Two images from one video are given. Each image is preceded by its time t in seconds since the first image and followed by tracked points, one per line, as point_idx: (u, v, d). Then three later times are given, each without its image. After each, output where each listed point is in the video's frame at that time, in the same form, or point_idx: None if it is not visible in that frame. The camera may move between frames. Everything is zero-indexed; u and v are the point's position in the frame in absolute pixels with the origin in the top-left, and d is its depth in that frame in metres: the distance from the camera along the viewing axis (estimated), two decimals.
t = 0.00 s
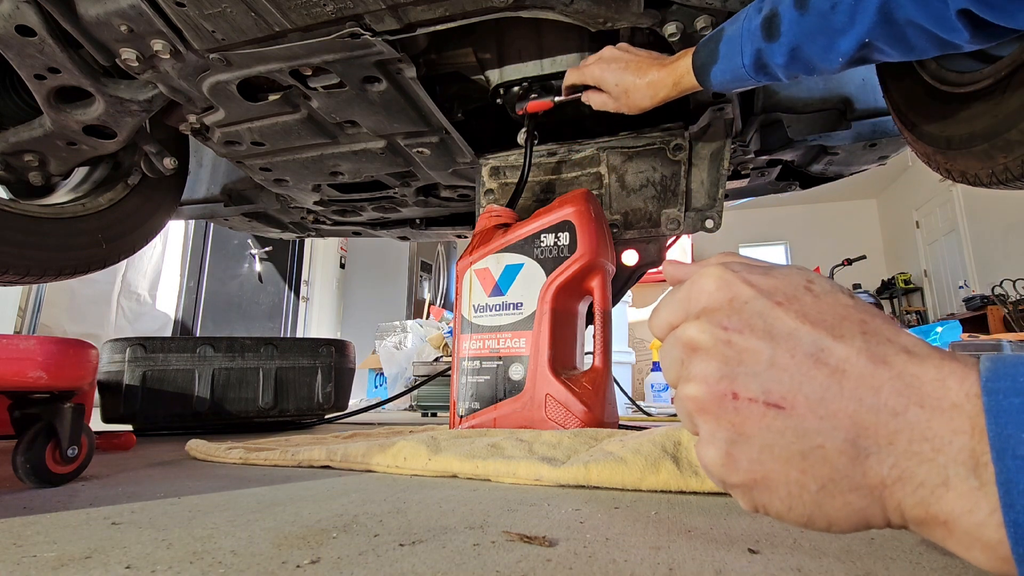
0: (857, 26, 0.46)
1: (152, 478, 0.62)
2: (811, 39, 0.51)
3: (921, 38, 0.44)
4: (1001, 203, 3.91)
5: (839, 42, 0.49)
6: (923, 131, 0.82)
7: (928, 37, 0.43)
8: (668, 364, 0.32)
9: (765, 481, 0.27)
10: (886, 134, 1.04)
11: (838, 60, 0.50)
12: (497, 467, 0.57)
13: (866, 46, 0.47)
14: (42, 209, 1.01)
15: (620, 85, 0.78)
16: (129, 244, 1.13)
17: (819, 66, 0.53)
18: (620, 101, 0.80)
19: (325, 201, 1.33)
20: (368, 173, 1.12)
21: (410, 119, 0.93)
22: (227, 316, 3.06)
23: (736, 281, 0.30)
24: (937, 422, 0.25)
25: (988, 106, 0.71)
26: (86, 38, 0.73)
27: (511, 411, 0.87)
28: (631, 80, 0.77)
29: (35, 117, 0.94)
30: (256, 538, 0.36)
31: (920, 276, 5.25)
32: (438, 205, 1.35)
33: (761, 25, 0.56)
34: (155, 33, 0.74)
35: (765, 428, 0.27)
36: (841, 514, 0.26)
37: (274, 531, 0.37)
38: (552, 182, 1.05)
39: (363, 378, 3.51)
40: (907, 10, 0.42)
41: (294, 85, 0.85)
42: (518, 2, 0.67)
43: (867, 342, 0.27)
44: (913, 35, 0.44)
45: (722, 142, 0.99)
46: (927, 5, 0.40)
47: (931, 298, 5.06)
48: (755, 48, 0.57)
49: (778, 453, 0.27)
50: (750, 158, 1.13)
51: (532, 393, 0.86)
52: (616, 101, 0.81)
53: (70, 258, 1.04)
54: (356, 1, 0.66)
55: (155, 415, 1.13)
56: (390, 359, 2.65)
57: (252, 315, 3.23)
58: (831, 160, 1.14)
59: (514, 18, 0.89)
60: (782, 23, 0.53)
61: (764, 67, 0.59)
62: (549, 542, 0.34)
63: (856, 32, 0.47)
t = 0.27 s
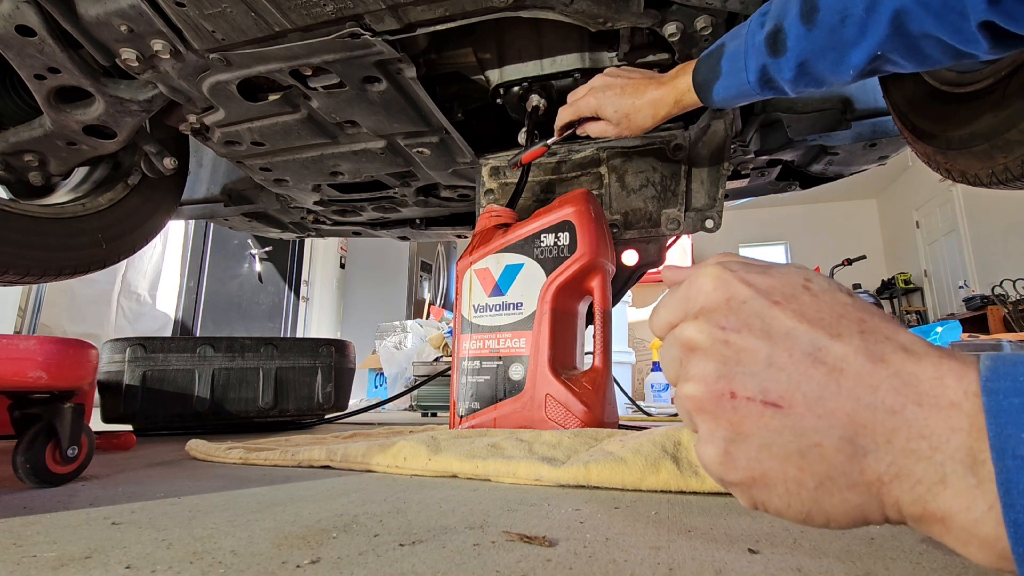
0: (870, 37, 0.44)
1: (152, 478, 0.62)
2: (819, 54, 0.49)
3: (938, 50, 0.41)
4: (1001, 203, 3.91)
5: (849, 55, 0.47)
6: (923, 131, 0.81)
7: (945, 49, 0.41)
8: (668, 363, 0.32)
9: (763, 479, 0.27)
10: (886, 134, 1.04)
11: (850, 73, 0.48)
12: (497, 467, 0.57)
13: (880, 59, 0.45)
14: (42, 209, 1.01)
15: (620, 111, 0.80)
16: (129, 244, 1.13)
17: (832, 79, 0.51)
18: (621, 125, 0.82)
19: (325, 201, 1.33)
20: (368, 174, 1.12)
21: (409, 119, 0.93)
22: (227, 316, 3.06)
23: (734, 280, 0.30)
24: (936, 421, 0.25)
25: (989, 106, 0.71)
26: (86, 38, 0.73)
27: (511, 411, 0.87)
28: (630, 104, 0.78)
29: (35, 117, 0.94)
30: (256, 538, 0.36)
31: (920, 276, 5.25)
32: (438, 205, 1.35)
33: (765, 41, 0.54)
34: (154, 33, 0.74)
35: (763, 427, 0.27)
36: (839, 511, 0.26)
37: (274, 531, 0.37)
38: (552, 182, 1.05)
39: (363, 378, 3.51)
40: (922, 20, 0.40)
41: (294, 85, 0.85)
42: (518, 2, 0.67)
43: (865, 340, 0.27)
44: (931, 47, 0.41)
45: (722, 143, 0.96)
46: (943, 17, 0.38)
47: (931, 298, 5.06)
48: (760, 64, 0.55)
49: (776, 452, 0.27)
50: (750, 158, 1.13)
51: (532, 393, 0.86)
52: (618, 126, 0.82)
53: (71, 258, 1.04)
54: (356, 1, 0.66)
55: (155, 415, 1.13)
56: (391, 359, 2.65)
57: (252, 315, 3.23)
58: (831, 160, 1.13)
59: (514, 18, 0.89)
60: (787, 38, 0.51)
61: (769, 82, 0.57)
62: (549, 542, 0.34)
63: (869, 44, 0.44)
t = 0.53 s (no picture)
0: (907, 22, 0.43)
1: (152, 478, 0.62)
2: (850, 39, 0.47)
3: (981, 31, 0.40)
4: (1002, 203, 3.91)
5: (883, 41, 0.45)
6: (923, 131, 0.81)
7: (990, 31, 0.40)
8: (670, 357, 0.32)
9: (763, 472, 0.27)
10: (886, 134, 1.04)
11: (882, 60, 0.46)
12: (497, 467, 0.57)
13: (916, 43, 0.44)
14: (42, 209, 1.01)
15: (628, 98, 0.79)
16: (129, 244, 1.13)
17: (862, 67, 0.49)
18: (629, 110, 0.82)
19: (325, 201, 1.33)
20: (368, 173, 1.12)
21: (409, 120, 0.93)
22: (227, 315, 3.06)
23: (734, 276, 0.30)
24: (933, 417, 0.25)
25: (988, 106, 0.71)
26: (86, 38, 0.73)
27: (511, 411, 0.87)
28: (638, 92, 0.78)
29: (36, 117, 0.94)
30: (256, 538, 0.36)
31: (920, 276, 5.25)
32: (438, 205, 1.35)
33: (790, 25, 0.52)
34: (154, 33, 0.74)
35: (763, 422, 0.27)
36: (838, 503, 0.27)
37: (274, 531, 0.37)
38: (552, 182, 1.05)
39: (363, 378, 3.51)
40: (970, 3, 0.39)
41: (294, 85, 0.85)
42: (518, 2, 0.66)
43: (864, 335, 0.27)
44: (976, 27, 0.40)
45: (722, 144, 0.97)
46: None
47: (931, 299, 5.06)
48: (784, 50, 0.53)
49: (775, 446, 0.27)
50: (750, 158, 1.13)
51: (532, 393, 0.86)
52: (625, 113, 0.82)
53: (71, 258, 1.04)
54: (356, 1, 0.66)
55: (155, 415, 1.13)
56: (390, 359, 2.65)
57: (252, 315, 3.23)
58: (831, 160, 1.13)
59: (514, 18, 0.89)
60: (814, 21, 0.49)
61: (792, 70, 0.54)
62: (549, 542, 0.34)
63: (906, 28, 0.43)
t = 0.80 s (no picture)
0: None
1: (152, 477, 0.62)
2: None
3: None
4: (1002, 204, 3.90)
5: None
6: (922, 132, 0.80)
7: None
8: (683, 354, 0.32)
9: (776, 469, 0.28)
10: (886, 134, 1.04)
11: None
12: (497, 467, 0.57)
13: None
14: (42, 209, 1.01)
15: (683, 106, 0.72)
16: (129, 244, 1.13)
17: None
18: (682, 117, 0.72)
19: (325, 201, 1.33)
20: (368, 173, 1.12)
21: (410, 120, 0.93)
22: (227, 315, 3.06)
23: (744, 275, 0.29)
24: (944, 411, 0.25)
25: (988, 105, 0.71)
26: (86, 38, 0.73)
27: (511, 411, 0.87)
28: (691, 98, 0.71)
29: (36, 117, 0.94)
30: (255, 539, 0.36)
31: (920, 276, 5.25)
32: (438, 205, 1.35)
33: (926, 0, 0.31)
34: (154, 33, 0.74)
35: (774, 422, 0.27)
36: (850, 497, 0.27)
37: (273, 531, 0.37)
38: (552, 182, 1.05)
39: (363, 378, 3.51)
40: None
41: (295, 85, 0.85)
42: (518, 2, 0.66)
43: (877, 332, 0.26)
44: None
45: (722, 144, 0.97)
46: None
47: (931, 299, 5.06)
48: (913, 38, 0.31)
49: (787, 445, 0.27)
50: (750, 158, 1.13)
51: (532, 393, 0.86)
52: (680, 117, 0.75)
53: (71, 258, 1.04)
54: (356, 1, 0.66)
55: (155, 415, 1.13)
56: (390, 359, 2.65)
57: (252, 315, 3.23)
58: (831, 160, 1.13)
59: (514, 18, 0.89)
60: None
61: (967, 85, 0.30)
62: (549, 542, 0.34)
63: None
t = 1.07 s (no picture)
0: None
1: (152, 477, 0.62)
2: None
3: None
4: (1004, 205, 3.85)
5: None
6: (924, 131, 0.81)
7: None
8: (683, 356, 0.32)
9: (780, 478, 0.28)
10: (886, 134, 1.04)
11: None
12: (497, 467, 0.57)
13: None
14: (41, 209, 1.01)
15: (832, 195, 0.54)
16: (129, 244, 1.13)
17: None
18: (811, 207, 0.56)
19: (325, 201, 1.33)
20: (368, 173, 1.12)
21: (410, 120, 0.93)
22: (226, 315, 3.06)
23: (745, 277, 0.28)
24: (955, 419, 0.25)
25: (988, 105, 0.71)
26: (86, 38, 0.73)
27: (511, 411, 0.87)
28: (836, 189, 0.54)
29: (36, 117, 0.94)
30: (255, 539, 0.36)
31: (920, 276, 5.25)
32: (438, 205, 1.35)
33: None
34: (155, 33, 0.74)
35: (778, 430, 0.27)
36: (858, 506, 0.27)
37: (273, 531, 0.37)
38: (552, 182, 1.05)
39: (363, 378, 3.51)
40: None
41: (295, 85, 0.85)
42: (518, 2, 0.66)
43: (885, 336, 0.26)
44: None
45: (722, 143, 0.94)
46: None
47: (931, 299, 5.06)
48: None
49: (792, 453, 0.27)
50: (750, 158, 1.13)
51: (532, 393, 0.86)
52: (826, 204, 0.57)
53: (71, 258, 1.04)
54: (356, 1, 0.66)
55: (155, 415, 1.13)
56: (390, 359, 2.65)
57: (252, 315, 3.23)
58: (831, 160, 1.13)
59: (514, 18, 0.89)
60: None
61: None
62: (549, 542, 0.34)
63: None
